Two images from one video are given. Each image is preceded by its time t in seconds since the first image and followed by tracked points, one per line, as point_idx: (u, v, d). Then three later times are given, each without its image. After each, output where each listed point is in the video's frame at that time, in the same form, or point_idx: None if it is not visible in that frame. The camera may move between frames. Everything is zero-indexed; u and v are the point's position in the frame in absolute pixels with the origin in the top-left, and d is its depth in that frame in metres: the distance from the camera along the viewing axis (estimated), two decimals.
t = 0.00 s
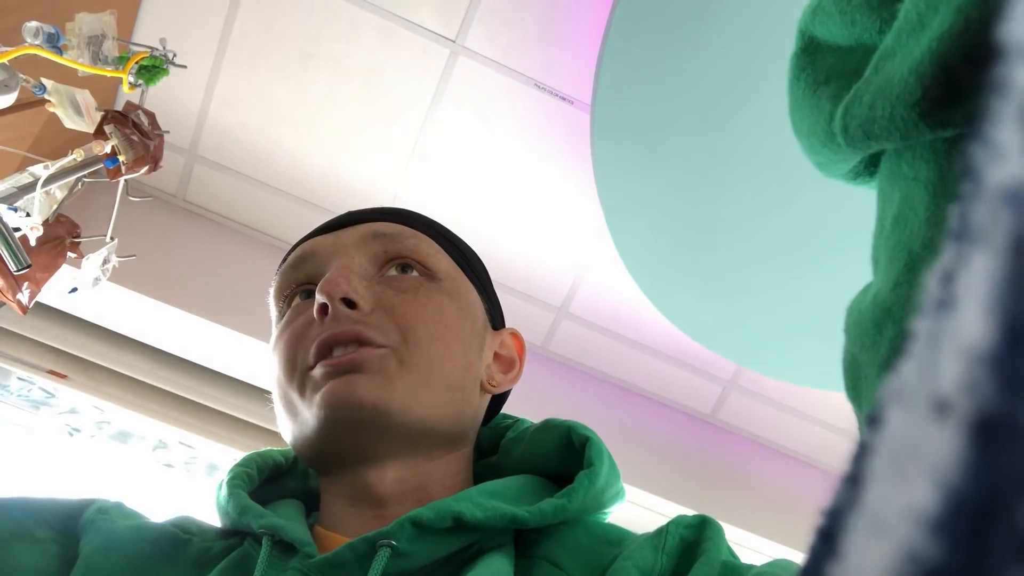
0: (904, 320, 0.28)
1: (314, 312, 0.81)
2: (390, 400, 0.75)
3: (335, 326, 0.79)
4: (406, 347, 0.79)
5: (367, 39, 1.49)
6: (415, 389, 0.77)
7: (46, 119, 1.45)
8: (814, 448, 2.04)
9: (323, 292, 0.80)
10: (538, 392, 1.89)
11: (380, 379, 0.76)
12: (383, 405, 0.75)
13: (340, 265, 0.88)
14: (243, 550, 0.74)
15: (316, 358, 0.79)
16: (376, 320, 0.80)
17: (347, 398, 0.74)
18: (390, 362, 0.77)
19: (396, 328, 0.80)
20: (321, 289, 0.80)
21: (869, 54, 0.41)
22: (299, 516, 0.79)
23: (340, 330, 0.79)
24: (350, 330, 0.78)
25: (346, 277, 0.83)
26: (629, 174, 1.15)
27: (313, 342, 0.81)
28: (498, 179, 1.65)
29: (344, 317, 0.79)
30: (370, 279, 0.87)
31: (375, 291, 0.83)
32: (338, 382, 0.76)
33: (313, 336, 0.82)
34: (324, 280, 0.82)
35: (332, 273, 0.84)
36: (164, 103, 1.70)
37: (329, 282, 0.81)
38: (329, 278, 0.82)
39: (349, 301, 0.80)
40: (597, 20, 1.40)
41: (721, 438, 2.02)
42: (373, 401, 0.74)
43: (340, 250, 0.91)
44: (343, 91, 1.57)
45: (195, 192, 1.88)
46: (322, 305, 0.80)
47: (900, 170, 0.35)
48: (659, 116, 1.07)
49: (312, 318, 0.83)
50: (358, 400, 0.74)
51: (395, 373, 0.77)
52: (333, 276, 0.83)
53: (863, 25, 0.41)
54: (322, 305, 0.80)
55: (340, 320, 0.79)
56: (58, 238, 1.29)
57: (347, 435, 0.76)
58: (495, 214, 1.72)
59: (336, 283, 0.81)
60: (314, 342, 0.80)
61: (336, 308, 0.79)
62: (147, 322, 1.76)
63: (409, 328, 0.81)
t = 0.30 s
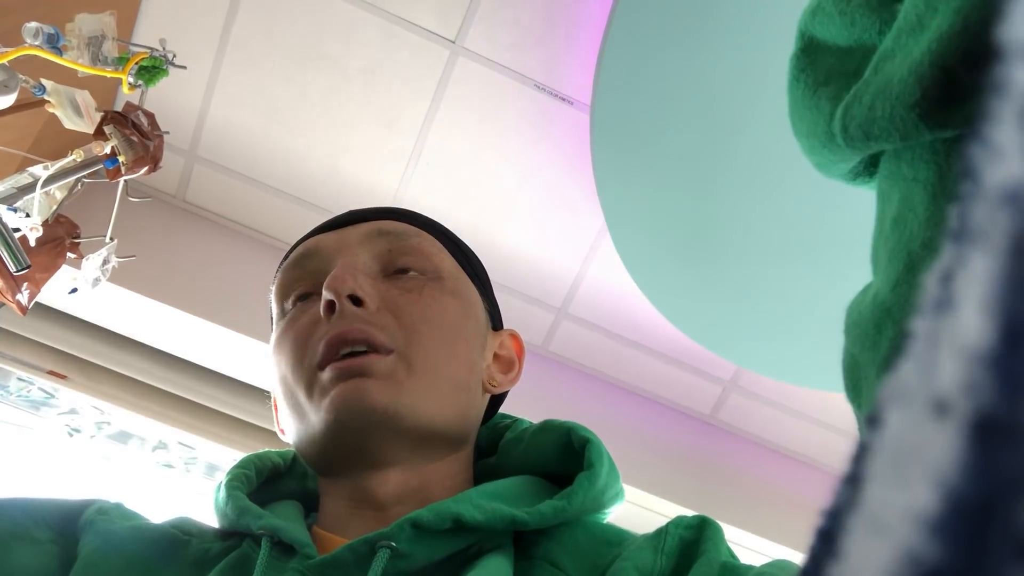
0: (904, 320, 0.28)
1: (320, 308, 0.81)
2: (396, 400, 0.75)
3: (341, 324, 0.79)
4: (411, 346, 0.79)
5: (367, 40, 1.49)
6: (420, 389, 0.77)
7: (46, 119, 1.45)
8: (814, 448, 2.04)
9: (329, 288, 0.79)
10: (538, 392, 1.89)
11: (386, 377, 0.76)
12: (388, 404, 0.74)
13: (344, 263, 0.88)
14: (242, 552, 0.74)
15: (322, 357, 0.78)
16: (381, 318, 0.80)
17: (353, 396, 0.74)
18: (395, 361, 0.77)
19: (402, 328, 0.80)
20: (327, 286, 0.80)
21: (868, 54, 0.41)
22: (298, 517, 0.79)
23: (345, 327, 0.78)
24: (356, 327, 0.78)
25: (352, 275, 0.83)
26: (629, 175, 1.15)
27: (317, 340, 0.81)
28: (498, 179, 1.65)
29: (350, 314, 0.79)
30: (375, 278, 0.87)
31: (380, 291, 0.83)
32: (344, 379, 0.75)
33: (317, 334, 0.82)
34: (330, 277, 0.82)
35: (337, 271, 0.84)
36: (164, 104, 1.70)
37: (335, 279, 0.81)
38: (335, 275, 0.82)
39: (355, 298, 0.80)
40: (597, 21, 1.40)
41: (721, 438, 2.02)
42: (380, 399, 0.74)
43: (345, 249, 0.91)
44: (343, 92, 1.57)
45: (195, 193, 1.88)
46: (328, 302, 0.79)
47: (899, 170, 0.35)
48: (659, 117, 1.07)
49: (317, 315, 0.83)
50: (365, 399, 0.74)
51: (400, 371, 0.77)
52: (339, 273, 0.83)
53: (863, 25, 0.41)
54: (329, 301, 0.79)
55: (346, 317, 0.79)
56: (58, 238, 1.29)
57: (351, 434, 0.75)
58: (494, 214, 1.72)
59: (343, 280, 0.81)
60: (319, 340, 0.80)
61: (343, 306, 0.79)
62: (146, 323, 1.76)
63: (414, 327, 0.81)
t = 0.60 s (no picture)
0: (904, 319, 0.28)
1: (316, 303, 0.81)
2: (394, 393, 0.75)
3: (338, 317, 0.79)
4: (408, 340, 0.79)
5: (368, 39, 1.49)
6: (418, 383, 0.77)
7: (46, 118, 1.45)
8: (814, 447, 2.04)
9: (325, 282, 0.80)
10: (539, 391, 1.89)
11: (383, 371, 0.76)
12: (387, 397, 0.74)
13: (341, 258, 0.88)
14: (242, 553, 0.74)
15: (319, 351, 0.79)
16: (378, 312, 0.80)
17: (351, 390, 0.74)
18: (393, 355, 0.77)
19: (399, 322, 0.80)
20: (323, 280, 0.80)
21: (869, 53, 0.41)
22: (298, 518, 0.79)
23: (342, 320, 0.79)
24: (353, 321, 0.78)
25: (348, 270, 0.83)
26: (629, 174, 1.15)
27: (314, 334, 0.81)
28: (498, 179, 1.65)
29: (347, 308, 0.79)
30: (372, 272, 0.87)
31: (377, 285, 0.83)
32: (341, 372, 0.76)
33: (313, 328, 0.82)
34: (327, 272, 0.82)
35: (333, 265, 0.84)
36: (164, 103, 1.70)
37: (331, 274, 0.81)
38: (331, 270, 0.82)
39: (352, 291, 0.80)
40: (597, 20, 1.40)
41: (721, 437, 2.02)
42: (378, 392, 0.74)
43: (341, 243, 0.91)
44: (342, 91, 1.57)
45: (195, 193, 1.87)
46: (324, 296, 0.80)
47: (900, 169, 0.35)
48: (658, 116, 1.07)
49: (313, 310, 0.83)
50: (362, 393, 0.74)
51: (398, 365, 0.77)
52: (335, 268, 0.83)
53: (863, 24, 0.41)
54: (325, 295, 0.80)
55: (343, 311, 0.79)
56: (58, 238, 1.29)
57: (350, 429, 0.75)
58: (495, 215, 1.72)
59: (338, 274, 0.81)
60: (316, 333, 0.80)
61: (338, 299, 0.79)
62: (146, 323, 1.76)
63: (412, 321, 0.81)
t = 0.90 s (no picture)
0: (899, 323, 0.28)
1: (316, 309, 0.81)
2: (391, 397, 0.75)
3: (337, 322, 0.80)
4: (406, 344, 0.79)
5: (367, 41, 1.49)
6: (416, 386, 0.77)
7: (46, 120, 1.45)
8: (813, 448, 2.05)
9: (324, 288, 0.80)
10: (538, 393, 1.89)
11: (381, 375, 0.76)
12: (385, 401, 0.74)
13: (339, 264, 0.88)
14: (243, 558, 0.75)
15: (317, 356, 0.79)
16: (376, 317, 0.80)
17: (348, 393, 0.74)
18: (390, 359, 0.77)
19: (398, 327, 0.80)
20: (322, 286, 0.80)
21: (866, 57, 0.41)
22: (299, 522, 0.79)
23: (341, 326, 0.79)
24: (351, 327, 0.79)
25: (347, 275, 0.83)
26: (628, 176, 1.15)
27: (313, 339, 0.81)
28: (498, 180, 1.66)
29: (345, 313, 0.79)
30: (371, 277, 0.87)
31: (376, 290, 0.84)
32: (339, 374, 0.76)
33: (313, 333, 0.82)
34: (326, 277, 0.82)
35: (333, 271, 0.84)
36: (164, 104, 1.70)
37: (330, 279, 0.81)
38: (330, 275, 0.82)
39: (350, 297, 0.80)
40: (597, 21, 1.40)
41: (721, 438, 2.02)
42: (375, 396, 0.74)
43: (339, 249, 0.91)
44: (344, 94, 1.58)
45: (194, 194, 1.88)
46: (324, 302, 0.80)
47: (897, 172, 0.35)
48: (657, 117, 1.07)
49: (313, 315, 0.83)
50: (360, 397, 0.74)
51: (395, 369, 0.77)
52: (334, 273, 0.83)
53: (860, 27, 0.41)
54: (324, 301, 0.80)
55: (341, 317, 0.79)
56: (58, 239, 1.29)
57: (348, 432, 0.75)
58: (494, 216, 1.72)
59: (337, 280, 0.81)
60: (315, 339, 0.81)
61: (337, 305, 0.79)
62: (145, 324, 1.76)
63: (410, 325, 0.81)
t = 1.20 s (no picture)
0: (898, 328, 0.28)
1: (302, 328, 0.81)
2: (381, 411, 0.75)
3: (324, 341, 0.79)
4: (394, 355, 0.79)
5: (368, 42, 1.49)
6: (407, 396, 0.77)
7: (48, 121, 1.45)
8: (814, 450, 2.04)
9: (308, 307, 0.80)
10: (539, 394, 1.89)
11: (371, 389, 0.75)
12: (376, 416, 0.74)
13: (324, 277, 0.88)
14: (245, 563, 0.75)
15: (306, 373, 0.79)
16: (363, 332, 0.80)
17: (338, 412, 0.74)
18: (379, 372, 0.77)
19: (385, 339, 0.80)
20: (306, 305, 0.80)
21: (867, 59, 0.41)
22: (301, 528, 0.79)
23: (327, 344, 0.79)
24: (337, 345, 0.78)
25: (331, 291, 0.83)
26: (629, 177, 1.15)
27: (302, 356, 0.81)
28: (499, 181, 1.66)
29: (331, 331, 0.79)
30: (356, 288, 0.87)
31: (361, 303, 0.83)
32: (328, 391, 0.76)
33: (300, 350, 0.82)
34: (310, 295, 0.82)
35: (316, 287, 0.84)
36: (165, 105, 1.70)
37: (313, 297, 0.81)
38: (314, 293, 0.82)
39: (336, 314, 0.80)
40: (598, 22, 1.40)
41: (722, 440, 2.02)
42: (365, 412, 0.74)
43: (323, 261, 0.91)
44: (344, 94, 1.58)
45: (195, 195, 1.88)
46: (309, 322, 0.79)
47: (898, 175, 0.35)
48: (658, 119, 1.07)
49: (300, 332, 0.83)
50: (349, 415, 0.74)
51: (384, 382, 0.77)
52: (317, 290, 0.83)
53: (861, 30, 0.41)
54: (309, 321, 0.79)
55: (327, 335, 0.79)
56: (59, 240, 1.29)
57: (341, 448, 0.76)
58: (494, 217, 1.72)
59: (321, 297, 0.81)
60: (303, 356, 0.80)
61: (322, 323, 0.79)
62: (146, 325, 1.76)
63: (397, 336, 0.80)
